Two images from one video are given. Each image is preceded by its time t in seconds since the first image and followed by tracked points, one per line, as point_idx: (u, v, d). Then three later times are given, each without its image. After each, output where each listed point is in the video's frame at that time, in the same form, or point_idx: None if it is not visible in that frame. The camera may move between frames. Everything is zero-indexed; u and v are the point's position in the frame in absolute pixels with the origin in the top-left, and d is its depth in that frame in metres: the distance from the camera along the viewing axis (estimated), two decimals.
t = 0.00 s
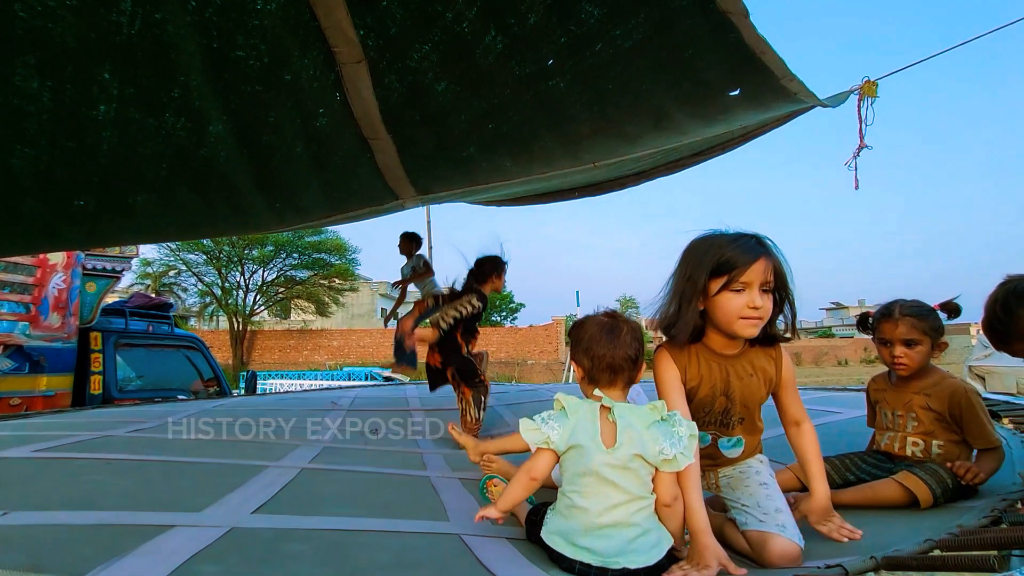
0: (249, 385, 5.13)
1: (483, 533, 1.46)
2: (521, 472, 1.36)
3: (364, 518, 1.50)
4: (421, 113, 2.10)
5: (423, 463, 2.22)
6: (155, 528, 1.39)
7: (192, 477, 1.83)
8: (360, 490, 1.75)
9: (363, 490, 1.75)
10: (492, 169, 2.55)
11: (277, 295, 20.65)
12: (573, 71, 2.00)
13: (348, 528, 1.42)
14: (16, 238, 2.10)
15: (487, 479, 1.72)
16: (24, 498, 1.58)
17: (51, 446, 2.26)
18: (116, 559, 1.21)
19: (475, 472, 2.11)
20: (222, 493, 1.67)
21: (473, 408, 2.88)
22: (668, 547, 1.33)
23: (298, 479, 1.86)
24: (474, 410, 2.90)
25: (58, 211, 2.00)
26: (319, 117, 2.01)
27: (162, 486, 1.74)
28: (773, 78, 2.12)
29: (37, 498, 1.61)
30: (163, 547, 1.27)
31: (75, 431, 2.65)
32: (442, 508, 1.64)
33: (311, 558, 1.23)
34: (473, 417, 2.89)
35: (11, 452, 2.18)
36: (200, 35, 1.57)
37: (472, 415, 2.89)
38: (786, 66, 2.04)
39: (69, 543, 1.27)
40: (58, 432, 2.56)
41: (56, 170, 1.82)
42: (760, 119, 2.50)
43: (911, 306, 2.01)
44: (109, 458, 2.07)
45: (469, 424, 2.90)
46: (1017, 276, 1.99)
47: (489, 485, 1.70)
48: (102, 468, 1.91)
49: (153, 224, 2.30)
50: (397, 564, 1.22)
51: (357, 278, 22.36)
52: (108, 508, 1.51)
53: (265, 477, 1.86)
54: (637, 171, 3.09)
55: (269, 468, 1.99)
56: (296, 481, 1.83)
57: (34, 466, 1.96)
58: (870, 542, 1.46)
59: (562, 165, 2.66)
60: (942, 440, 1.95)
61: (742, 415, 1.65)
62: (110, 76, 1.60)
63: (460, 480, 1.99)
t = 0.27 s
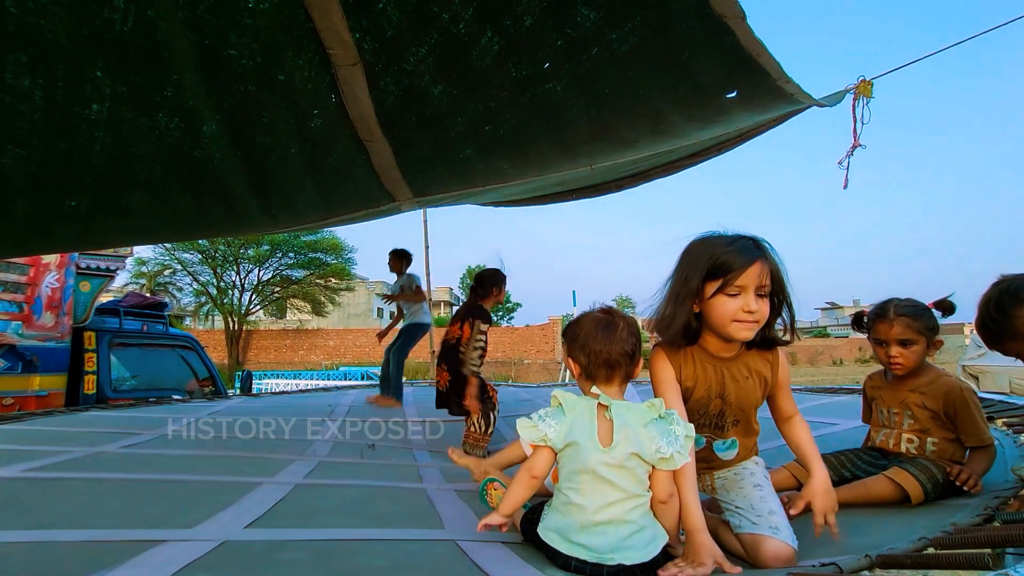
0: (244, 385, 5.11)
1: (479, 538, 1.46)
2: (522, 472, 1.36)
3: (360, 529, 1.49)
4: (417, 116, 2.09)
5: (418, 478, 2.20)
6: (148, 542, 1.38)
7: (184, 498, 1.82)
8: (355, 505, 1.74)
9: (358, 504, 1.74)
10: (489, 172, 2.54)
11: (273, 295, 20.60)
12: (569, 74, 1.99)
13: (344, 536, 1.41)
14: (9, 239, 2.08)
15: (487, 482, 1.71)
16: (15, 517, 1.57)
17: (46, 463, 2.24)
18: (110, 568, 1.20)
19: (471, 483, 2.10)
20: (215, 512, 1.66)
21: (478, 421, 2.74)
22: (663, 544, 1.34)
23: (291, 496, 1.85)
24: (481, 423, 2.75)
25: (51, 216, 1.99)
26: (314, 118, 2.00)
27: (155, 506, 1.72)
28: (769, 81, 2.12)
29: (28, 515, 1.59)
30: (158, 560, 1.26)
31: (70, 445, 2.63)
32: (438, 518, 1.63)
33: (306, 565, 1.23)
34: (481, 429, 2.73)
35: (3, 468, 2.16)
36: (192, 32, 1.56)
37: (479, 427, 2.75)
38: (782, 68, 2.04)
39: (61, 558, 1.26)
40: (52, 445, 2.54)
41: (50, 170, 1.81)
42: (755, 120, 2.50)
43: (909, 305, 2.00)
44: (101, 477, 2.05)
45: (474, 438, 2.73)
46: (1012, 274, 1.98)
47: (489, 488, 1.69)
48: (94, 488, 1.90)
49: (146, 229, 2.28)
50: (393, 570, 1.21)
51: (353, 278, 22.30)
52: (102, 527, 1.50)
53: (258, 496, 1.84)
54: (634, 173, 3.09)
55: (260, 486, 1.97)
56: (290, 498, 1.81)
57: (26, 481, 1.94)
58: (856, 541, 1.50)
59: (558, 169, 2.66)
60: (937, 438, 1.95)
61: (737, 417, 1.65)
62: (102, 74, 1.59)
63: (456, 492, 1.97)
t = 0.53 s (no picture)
0: (239, 385, 5.09)
1: (472, 539, 1.45)
2: (519, 467, 1.35)
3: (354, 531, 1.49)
4: (413, 115, 2.08)
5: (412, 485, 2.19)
6: (140, 540, 1.37)
7: (177, 500, 1.81)
8: (350, 506, 1.73)
9: (352, 508, 1.73)
10: (485, 172, 2.53)
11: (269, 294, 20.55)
12: (565, 73, 1.99)
13: (337, 537, 1.41)
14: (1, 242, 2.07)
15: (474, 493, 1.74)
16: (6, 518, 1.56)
17: (39, 466, 2.23)
18: (101, 566, 1.20)
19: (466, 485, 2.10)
20: (208, 513, 1.65)
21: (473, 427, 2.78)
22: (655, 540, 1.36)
23: (284, 498, 1.84)
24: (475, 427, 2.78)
25: (43, 216, 1.98)
26: (307, 117, 1.99)
27: (148, 505, 1.71)
28: (765, 81, 2.12)
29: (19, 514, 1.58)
30: (151, 556, 1.26)
31: (64, 451, 2.62)
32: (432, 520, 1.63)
33: (297, 563, 1.22)
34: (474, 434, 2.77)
35: None
36: (182, 26, 1.55)
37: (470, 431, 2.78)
38: (779, 68, 2.04)
39: (53, 553, 1.25)
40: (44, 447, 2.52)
41: (40, 169, 1.80)
42: (751, 121, 2.50)
43: (907, 303, 2.01)
44: (94, 480, 2.03)
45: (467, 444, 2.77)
46: (1004, 275, 1.93)
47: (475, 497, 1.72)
48: (87, 487, 1.89)
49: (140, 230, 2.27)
50: (384, 568, 1.21)
51: (349, 277, 22.27)
52: (96, 523, 1.50)
53: (252, 498, 1.83)
54: (631, 174, 3.09)
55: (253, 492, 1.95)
56: (283, 501, 1.80)
57: (17, 482, 1.93)
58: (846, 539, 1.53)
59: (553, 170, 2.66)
60: (929, 437, 1.96)
61: (732, 414, 1.66)
62: (91, 69, 1.58)
63: (450, 498, 1.95)
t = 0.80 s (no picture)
0: (237, 386, 5.08)
1: (469, 543, 1.45)
2: (513, 468, 1.35)
3: (351, 536, 1.48)
4: (411, 112, 2.07)
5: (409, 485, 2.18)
6: (135, 547, 1.36)
7: (173, 505, 1.80)
8: (346, 513, 1.72)
9: (349, 512, 1.72)
10: (483, 170, 2.52)
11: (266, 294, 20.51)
12: (562, 70, 1.98)
13: (333, 543, 1.40)
14: None
15: (473, 492, 1.73)
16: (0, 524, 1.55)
17: (34, 470, 2.22)
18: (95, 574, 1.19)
19: (463, 489, 2.09)
20: (205, 519, 1.64)
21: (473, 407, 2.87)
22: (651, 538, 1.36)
23: (281, 504, 1.83)
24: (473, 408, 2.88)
25: (37, 218, 1.96)
26: (304, 115, 1.98)
27: (144, 512, 1.70)
28: (762, 80, 2.12)
29: (14, 521, 1.57)
30: (145, 565, 1.25)
31: (58, 453, 2.60)
32: (428, 524, 1.62)
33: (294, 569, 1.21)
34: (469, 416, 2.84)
35: None
36: (178, 26, 1.54)
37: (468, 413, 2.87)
38: (776, 67, 2.03)
39: (45, 564, 1.24)
40: (39, 451, 2.51)
41: (34, 170, 1.79)
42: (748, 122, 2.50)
43: (907, 304, 2.02)
44: (90, 484, 2.02)
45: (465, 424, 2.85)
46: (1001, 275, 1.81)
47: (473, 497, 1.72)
48: (80, 494, 1.87)
49: (135, 232, 2.26)
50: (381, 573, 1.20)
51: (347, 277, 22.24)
52: (89, 533, 1.48)
53: (249, 504, 1.83)
54: (629, 173, 3.08)
55: (251, 495, 1.95)
56: (280, 505, 1.80)
57: (12, 488, 1.91)
58: (841, 535, 1.55)
59: (550, 170, 2.65)
60: (921, 437, 1.97)
61: (724, 416, 1.65)
62: (84, 68, 1.57)
63: (446, 501, 1.93)
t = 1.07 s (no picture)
0: (233, 386, 5.06)
1: (467, 542, 1.44)
2: (509, 466, 1.34)
3: (347, 531, 1.47)
4: (408, 108, 2.06)
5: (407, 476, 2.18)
6: (130, 541, 1.35)
7: (169, 494, 1.80)
8: (343, 505, 1.71)
9: (346, 505, 1.71)
10: (480, 166, 2.52)
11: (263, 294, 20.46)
12: (560, 65, 1.98)
13: (330, 539, 1.39)
14: None
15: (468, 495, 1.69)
16: None
17: (26, 462, 2.20)
18: (91, 570, 1.18)
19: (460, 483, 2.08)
20: (201, 510, 1.64)
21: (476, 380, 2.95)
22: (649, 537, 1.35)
23: (278, 494, 1.83)
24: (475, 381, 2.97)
25: (34, 217, 1.94)
26: (303, 113, 1.97)
27: (139, 504, 1.70)
28: (759, 77, 2.12)
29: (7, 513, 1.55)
30: (141, 561, 1.24)
31: (51, 446, 2.58)
32: (425, 520, 1.61)
33: (291, 567, 1.20)
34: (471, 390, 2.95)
35: None
36: (177, 27, 1.54)
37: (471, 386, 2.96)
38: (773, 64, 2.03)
39: (39, 560, 1.23)
40: (34, 446, 2.50)
41: (30, 170, 1.77)
42: (746, 121, 2.50)
43: (902, 305, 2.03)
44: (84, 477, 2.01)
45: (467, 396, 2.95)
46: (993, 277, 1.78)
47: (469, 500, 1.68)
48: (75, 484, 1.86)
49: (132, 230, 2.24)
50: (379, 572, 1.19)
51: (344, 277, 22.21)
52: (83, 525, 1.47)
53: (245, 494, 1.82)
54: (626, 172, 3.08)
55: (248, 485, 1.94)
56: (277, 497, 1.79)
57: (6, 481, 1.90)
58: (839, 535, 1.54)
59: (546, 167, 2.64)
60: (916, 437, 1.97)
61: (717, 419, 1.64)
62: (83, 67, 1.56)
63: (444, 493, 1.93)
